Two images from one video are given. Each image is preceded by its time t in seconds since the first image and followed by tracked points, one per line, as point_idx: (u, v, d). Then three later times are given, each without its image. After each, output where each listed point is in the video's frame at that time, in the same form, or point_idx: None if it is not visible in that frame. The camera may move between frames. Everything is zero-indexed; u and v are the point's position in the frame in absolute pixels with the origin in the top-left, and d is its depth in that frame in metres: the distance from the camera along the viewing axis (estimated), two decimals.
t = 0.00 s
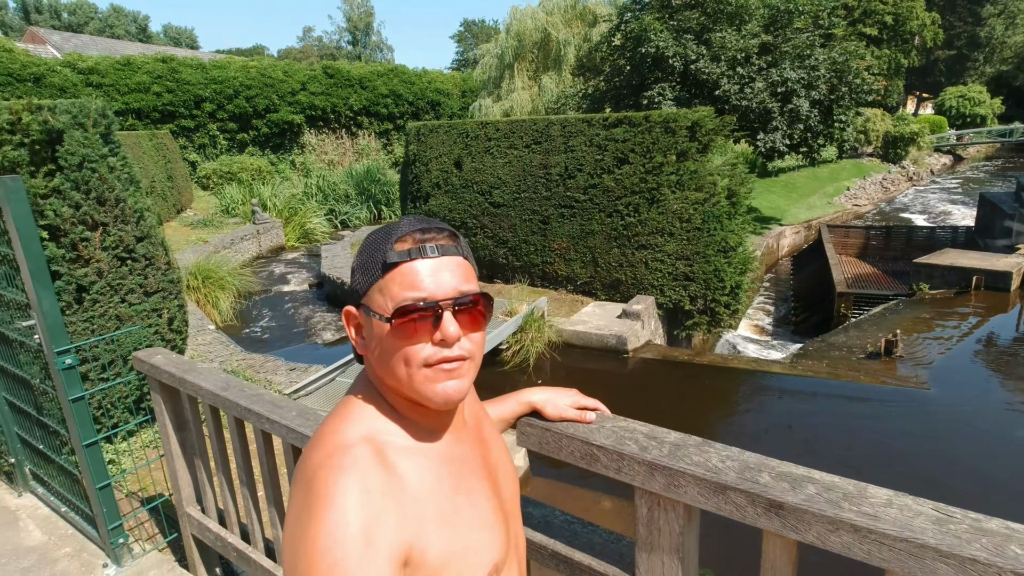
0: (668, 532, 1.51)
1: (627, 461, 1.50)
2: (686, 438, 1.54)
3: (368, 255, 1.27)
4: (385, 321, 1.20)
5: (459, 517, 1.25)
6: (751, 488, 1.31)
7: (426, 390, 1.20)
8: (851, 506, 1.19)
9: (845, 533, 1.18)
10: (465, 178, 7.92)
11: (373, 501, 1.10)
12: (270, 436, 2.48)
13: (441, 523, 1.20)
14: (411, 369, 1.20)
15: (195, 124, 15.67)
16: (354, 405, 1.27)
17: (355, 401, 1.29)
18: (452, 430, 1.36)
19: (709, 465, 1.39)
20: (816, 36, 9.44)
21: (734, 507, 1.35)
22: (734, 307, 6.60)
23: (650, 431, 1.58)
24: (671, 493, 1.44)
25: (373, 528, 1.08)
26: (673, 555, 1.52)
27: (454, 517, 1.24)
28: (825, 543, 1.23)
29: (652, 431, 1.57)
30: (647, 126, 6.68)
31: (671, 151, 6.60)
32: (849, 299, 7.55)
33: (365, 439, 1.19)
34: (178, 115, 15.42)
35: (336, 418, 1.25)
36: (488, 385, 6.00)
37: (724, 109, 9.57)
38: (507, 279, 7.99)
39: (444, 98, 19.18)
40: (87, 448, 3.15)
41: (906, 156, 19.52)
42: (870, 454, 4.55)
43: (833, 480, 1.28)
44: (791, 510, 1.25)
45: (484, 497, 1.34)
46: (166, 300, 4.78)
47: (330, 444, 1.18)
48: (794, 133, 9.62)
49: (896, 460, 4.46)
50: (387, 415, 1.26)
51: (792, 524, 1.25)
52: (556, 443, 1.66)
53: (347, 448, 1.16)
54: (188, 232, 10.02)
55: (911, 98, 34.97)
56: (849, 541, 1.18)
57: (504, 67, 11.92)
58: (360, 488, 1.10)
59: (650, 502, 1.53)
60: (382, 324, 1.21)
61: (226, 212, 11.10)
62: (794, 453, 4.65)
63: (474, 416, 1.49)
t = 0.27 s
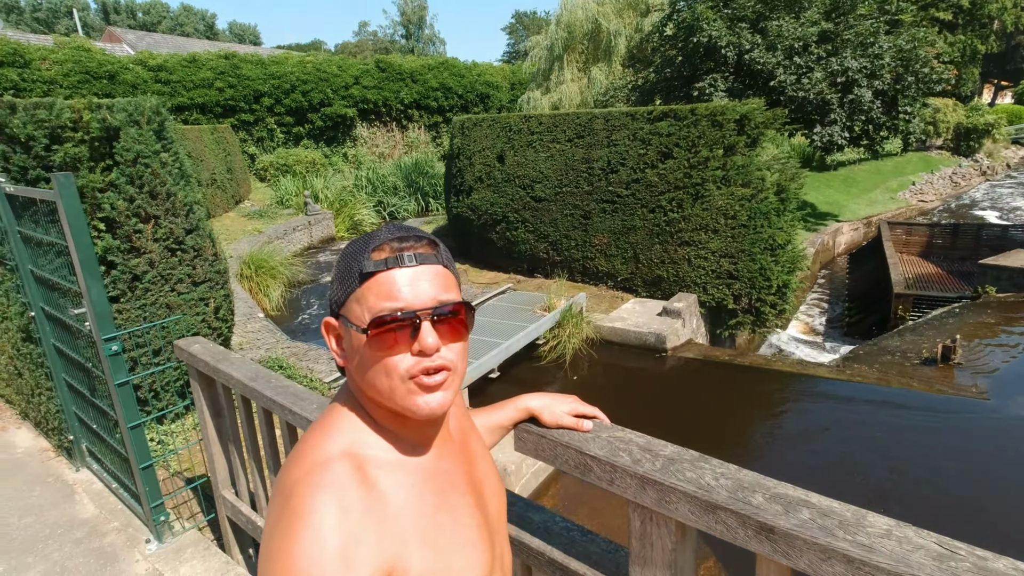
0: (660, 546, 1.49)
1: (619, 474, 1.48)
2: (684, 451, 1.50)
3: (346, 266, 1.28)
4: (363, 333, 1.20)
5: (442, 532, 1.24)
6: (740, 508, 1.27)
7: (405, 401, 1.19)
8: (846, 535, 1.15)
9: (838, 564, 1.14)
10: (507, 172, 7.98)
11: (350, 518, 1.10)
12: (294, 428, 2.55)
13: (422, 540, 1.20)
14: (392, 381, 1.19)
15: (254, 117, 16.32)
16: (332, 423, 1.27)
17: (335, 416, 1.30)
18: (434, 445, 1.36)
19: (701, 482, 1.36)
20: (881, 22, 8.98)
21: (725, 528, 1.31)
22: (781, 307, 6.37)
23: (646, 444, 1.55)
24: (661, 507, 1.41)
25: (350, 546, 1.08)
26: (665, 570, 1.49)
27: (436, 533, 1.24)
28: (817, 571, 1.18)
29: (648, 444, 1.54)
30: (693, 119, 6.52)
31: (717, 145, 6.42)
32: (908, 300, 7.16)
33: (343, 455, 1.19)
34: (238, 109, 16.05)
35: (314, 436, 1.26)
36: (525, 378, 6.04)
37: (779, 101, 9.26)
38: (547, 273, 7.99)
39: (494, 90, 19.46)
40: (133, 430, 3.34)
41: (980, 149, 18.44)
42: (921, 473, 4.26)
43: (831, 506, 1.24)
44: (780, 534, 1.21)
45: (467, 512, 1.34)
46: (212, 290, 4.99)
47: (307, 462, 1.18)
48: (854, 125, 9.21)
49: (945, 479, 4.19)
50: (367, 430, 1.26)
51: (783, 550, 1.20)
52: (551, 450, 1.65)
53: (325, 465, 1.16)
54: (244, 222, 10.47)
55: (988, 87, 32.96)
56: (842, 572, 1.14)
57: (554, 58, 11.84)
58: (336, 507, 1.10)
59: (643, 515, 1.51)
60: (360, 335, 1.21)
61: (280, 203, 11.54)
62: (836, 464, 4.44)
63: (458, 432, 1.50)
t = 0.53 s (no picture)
0: (660, 543, 1.45)
1: (619, 469, 1.45)
2: (688, 448, 1.46)
3: (340, 269, 1.29)
4: (359, 340, 1.21)
5: (430, 538, 1.34)
6: (735, 507, 1.22)
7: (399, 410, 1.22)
8: (843, 542, 1.09)
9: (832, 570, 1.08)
10: (547, 161, 7.99)
11: (344, 528, 1.18)
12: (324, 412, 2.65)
13: (412, 545, 1.29)
14: (387, 388, 1.21)
15: (304, 107, 16.75)
16: (321, 433, 1.34)
17: (325, 427, 1.37)
18: (422, 453, 1.45)
19: (700, 481, 1.31)
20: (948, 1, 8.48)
21: (722, 529, 1.25)
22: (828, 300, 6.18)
23: (649, 440, 1.52)
24: (660, 505, 1.36)
25: (344, 554, 1.15)
26: (665, 568, 1.46)
27: (425, 539, 1.33)
28: None
29: (650, 440, 1.51)
30: (737, 106, 6.34)
31: (763, 132, 6.22)
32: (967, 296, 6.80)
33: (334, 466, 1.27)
34: (290, 99, 16.49)
35: (304, 447, 1.32)
36: (560, 367, 6.06)
37: (833, 85, 8.90)
38: (585, 263, 7.94)
39: (539, 78, 19.44)
40: (178, 408, 3.55)
41: None
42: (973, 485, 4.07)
43: (832, 511, 1.17)
44: (775, 537, 1.15)
45: (453, 517, 1.44)
46: (255, 276, 5.18)
47: (298, 473, 1.25)
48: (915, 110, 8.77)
49: (995, 493, 3.99)
50: (356, 441, 1.34)
51: (778, 554, 1.15)
52: (556, 442, 1.65)
53: (316, 477, 1.23)
54: (293, 209, 10.81)
55: None
56: None
57: (600, 44, 11.69)
58: (330, 517, 1.17)
59: (643, 512, 1.48)
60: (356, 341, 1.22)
61: (328, 191, 11.89)
62: (873, 468, 4.31)
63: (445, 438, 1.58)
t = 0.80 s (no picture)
0: (666, 549, 1.38)
1: (624, 470, 1.38)
2: (700, 452, 1.38)
3: (325, 263, 1.36)
4: (344, 328, 1.29)
5: (419, 527, 1.39)
6: (742, 515, 1.13)
7: (385, 397, 1.30)
8: (855, 559, 0.99)
9: None
10: (585, 151, 7.92)
11: (335, 516, 1.22)
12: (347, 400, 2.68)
13: (401, 535, 1.34)
14: (374, 375, 1.29)
15: (348, 97, 17.02)
16: (310, 426, 1.39)
17: (314, 421, 1.41)
18: (409, 445, 1.51)
19: (707, 487, 1.22)
20: None
21: (728, 538, 1.17)
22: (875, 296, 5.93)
23: (659, 441, 1.45)
24: (666, 510, 1.29)
25: (335, 541, 1.19)
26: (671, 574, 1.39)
27: (412, 528, 1.38)
28: None
29: (660, 442, 1.43)
30: (782, 93, 6.13)
31: (809, 120, 6.00)
32: None
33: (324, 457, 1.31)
34: (334, 90, 16.78)
35: (293, 439, 1.37)
36: (594, 359, 6.02)
37: (887, 70, 8.52)
38: (621, 255, 7.84)
39: (580, 66, 19.34)
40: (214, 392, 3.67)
41: None
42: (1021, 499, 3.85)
43: (847, 525, 1.08)
44: (784, 551, 1.06)
45: (441, 508, 1.49)
46: (292, 265, 5.29)
47: (288, 464, 1.29)
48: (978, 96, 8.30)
49: None
50: (346, 433, 1.39)
51: (787, 568, 1.06)
52: (563, 440, 1.60)
53: (307, 468, 1.28)
54: (336, 199, 11.04)
55: None
56: None
57: (643, 31, 11.53)
58: (321, 505, 1.21)
59: (650, 516, 1.40)
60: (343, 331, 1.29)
61: (370, 181, 12.10)
62: (912, 474, 4.17)
63: (432, 431, 1.64)
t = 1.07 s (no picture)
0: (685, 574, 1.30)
1: (639, 490, 1.31)
2: (721, 473, 1.30)
3: (324, 256, 1.31)
4: (346, 320, 1.24)
5: (419, 517, 1.38)
6: (765, 548, 1.05)
7: (385, 390, 1.26)
8: None
9: None
10: (618, 144, 7.78)
11: (338, 507, 1.20)
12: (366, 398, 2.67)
13: (403, 524, 1.33)
14: (375, 366, 1.24)
15: (384, 91, 17.13)
16: (308, 419, 1.37)
17: (313, 413, 1.39)
18: (411, 435, 1.49)
19: (728, 514, 1.14)
20: None
21: (750, 571, 1.09)
22: (922, 297, 5.65)
23: (678, 460, 1.37)
24: (684, 536, 1.21)
25: (339, 533, 1.18)
26: None
27: (414, 518, 1.37)
28: None
29: (679, 460, 1.36)
30: (827, 84, 5.90)
31: (854, 113, 5.75)
32: None
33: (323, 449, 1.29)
34: (371, 84, 16.91)
35: (290, 432, 1.34)
36: (624, 358, 5.91)
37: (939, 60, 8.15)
38: (654, 251, 7.70)
39: (617, 58, 19.15)
40: (241, 385, 3.72)
41: None
42: None
43: (880, 564, 0.99)
44: None
45: (443, 498, 1.48)
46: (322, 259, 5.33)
47: (287, 457, 1.27)
48: None
49: None
50: (344, 424, 1.37)
51: None
52: (578, 454, 1.55)
53: (306, 460, 1.26)
54: (370, 192, 11.14)
55: None
56: None
57: (681, 21, 11.35)
58: (323, 497, 1.19)
59: (667, 539, 1.32)
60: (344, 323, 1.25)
61: (404, 174, 12.18)
62: (956, 488, 3.98)
63: (432, 422, 1.62)
